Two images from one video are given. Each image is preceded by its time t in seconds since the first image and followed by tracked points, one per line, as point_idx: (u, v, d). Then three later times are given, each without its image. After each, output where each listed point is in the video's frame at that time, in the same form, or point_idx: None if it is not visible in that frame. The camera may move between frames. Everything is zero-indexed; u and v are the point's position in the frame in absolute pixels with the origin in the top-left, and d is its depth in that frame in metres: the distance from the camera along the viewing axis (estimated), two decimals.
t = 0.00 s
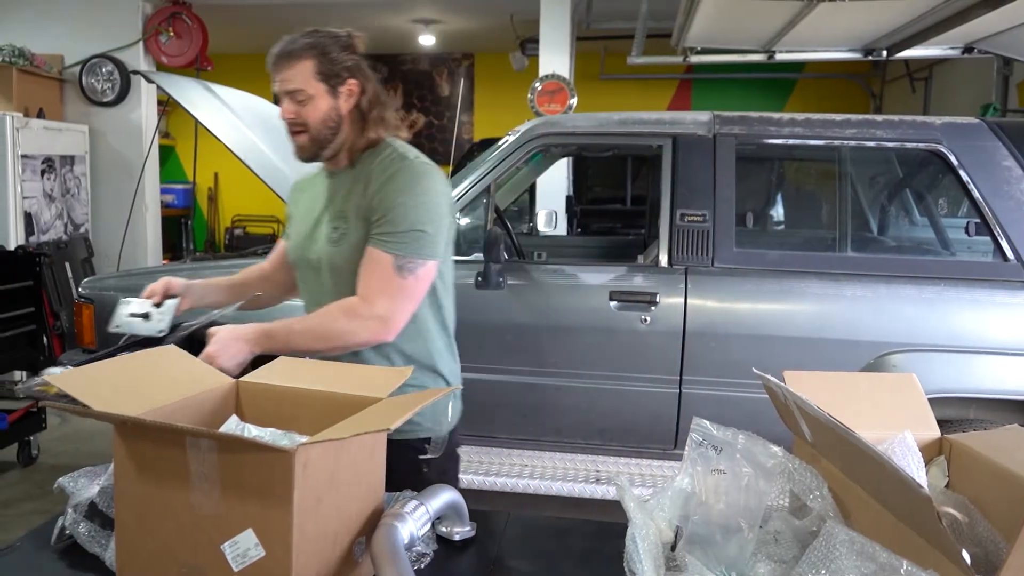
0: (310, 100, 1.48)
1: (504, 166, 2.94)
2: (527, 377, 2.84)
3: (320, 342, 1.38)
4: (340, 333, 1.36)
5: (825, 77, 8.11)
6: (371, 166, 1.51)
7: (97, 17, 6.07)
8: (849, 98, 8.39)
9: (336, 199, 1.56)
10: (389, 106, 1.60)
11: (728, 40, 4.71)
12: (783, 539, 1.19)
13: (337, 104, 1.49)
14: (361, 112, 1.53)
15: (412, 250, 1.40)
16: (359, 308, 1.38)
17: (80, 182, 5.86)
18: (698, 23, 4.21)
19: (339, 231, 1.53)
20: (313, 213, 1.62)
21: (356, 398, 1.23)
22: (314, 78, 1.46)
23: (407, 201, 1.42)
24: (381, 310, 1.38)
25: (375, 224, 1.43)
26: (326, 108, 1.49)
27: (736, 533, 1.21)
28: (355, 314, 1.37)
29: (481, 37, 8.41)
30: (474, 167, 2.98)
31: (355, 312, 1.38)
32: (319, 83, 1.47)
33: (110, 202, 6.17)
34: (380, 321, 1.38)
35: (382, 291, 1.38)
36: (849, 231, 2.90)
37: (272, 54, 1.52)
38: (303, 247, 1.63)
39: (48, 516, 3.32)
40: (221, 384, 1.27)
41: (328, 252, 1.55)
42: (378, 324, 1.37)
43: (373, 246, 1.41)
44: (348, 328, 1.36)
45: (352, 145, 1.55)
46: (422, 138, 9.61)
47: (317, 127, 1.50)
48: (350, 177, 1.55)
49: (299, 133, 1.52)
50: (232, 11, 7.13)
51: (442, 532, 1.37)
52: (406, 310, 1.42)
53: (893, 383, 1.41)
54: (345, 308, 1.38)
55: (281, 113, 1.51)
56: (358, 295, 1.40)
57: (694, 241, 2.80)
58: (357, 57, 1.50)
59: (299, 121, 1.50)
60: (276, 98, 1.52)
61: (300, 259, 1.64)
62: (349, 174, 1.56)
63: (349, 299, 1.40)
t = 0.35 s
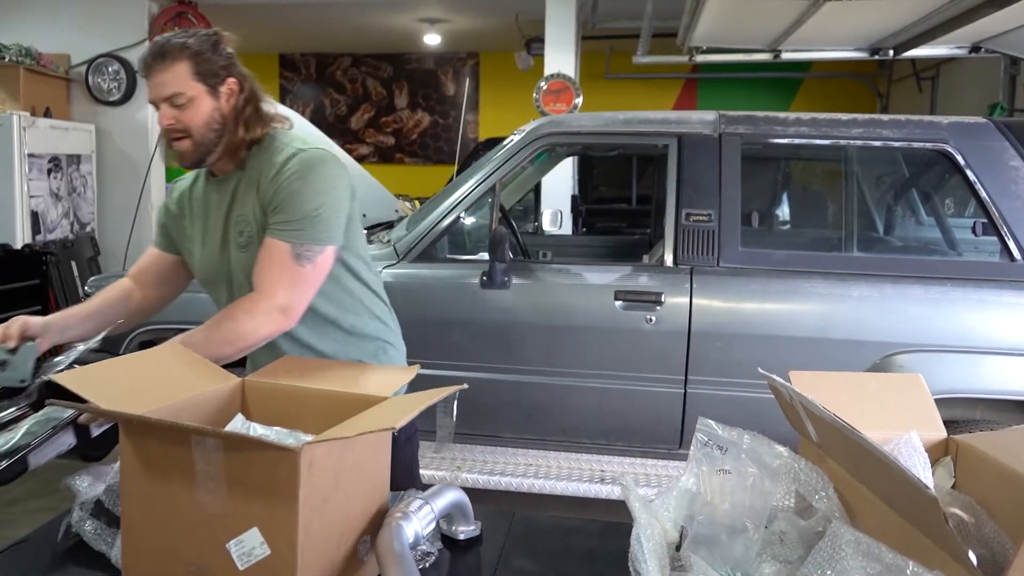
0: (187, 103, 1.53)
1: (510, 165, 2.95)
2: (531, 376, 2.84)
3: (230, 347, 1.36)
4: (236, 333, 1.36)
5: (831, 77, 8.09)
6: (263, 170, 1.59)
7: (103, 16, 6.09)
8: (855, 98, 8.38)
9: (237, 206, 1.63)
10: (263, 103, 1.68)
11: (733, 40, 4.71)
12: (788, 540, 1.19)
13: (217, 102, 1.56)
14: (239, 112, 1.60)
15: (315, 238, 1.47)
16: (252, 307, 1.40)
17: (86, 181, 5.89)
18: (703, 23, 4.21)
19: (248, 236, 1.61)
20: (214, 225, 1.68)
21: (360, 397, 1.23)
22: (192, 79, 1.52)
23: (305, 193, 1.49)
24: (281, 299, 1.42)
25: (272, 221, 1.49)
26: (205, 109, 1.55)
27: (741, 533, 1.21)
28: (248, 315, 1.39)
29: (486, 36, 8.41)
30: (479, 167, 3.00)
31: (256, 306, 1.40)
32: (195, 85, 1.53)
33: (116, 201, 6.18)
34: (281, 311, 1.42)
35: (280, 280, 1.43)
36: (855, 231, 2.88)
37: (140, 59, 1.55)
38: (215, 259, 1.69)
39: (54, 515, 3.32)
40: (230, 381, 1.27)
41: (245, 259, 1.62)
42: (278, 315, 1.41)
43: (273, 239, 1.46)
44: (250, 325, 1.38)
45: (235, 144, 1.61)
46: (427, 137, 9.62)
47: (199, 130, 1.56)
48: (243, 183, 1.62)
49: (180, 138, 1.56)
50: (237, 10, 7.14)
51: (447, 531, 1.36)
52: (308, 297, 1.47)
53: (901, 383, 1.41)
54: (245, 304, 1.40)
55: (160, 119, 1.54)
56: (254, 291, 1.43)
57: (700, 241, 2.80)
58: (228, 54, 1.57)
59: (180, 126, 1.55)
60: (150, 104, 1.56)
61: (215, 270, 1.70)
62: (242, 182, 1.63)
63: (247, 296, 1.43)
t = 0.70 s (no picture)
0: (143, 118, 1.56)
1: (520, 165, 2.95)
2: (540, 376, 2.84)
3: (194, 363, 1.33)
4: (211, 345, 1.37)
5: (842, 77, 8.06)
6: (223, 189, 1.60)
7: (115, 16, 6.12)
8: (868, 99, 8.33)
9: (200, 225, 1.64)
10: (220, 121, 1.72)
11: (745, 40, 4.70)
12: (798, 542, 1.18)
13: (174, 117, 1.59)
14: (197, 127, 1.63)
15: (282, 255, 1.50)
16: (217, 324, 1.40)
17: (99, 180, 5.92)
18: (715, 22, 4.19)
19: (214, 254, 1.62)
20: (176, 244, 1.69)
21: (368, 395, 1.23)
22: (149, 92, 1.56)
23: (270, 212, 1.52)
24: (253, 315, 1.45)
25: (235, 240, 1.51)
26: (162, 123, 1.58)
27: (752, 535, 1.20)
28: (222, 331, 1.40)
29: (497, 36, 8.41)
30: (490, 167, 3.01)
31: (226, 325, 1.41)
32: (152, 100, 1.56)
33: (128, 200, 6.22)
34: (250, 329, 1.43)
35: (250, 296, 1.45)
36: (866, 232, 2.86)
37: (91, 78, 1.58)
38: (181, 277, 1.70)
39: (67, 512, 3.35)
40: (232, 381, 1.28)
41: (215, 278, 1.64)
42: (248, 334, 1.42)
43: (240, 259, 1.48)
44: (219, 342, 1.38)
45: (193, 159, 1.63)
46: (437, 137, 9.63)
47: (156, 144, 1.58)
48: (203, 203, 1.64)
49: (137, 153, 1.58)
50: (249, 10, 7.16)
51: (456, 532, 1.37)
52: (272, 314, 1.49)
53: (914, 387, 1.40)
54: (214, 325, 1.41)
55: (115, 135, 1.56)
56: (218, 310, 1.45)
57: (711, 242, 2.79)
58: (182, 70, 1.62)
59: (136, 140, 1.57)
60: (104, 122, 1.58)
61: (183, 289, 1.72)
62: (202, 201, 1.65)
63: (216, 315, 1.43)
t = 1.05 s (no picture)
0: (140, 136, 1.53)
1: (536, 165, 2.95)
2: (553, 377, 2.84)
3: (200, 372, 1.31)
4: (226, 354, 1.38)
5: (859, 77, 8.00)
6: (226, 201, 1.62)
7: (134, 17, 6.16)
8: (885, 98, 8.27)
9: (203, 237, 1.65)
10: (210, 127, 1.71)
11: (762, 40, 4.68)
12: (815, 545, 1.17)
13: (169, 131, 1.58)
14: (191, 140, 1.62)
15: (293, 263, 1.54)
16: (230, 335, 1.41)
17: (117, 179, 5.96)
18: (731, 22, 4.18)
19: (223, 265, 1.64)
20: (178, 258, 1.70)
21: (384, 395, 1.24)
22: (143, 110, 1.52)
23: (279, 222, 1.55)
24: (263, 321, 1.46)
25: (246, 251, 1.53)
26: (158, 140, 1.56)
27: (767, 537, 1.19)
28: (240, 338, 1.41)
29: (512, 36, 8.41)
30: (504, 167, 3.01)
31: (243, 335, 1.42)
32: (146, 117, 1.53)
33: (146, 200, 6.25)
34: (267, 335, 1.45)
35: (264, 303, 1.48)
36: (883, 233, 2.84)
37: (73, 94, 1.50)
38: (186, 289, 1.72)
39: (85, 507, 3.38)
40: (247, 378, 1.29)
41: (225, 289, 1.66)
42: (267, 338, 1.44)
43: (254, 270, 1.50)
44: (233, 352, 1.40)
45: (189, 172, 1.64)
46: (452, 137, 9.65)
47: (155, 162, 1.56)
48: (205, 215, 1.65)
49: (135, 173, 1.55)
50: (265, 11, 7.20)
51: (471, 531, 1.37)
52: (284, 323, 1.52)
53: (932, 388, 1.39)
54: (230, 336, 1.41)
55: (110, 156, 1.53)
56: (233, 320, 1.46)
57: (726, 242, 2.78)
58: (169, 80, 1.58)
59: (135, 160, 1.54)
60: (95, 141, 1.53)
61: (188, 301, 1.73)
62: (203, 213, 1.66)
63: (231, 327, 1.45)
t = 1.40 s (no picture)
0: (155, 141, 1.54)
1: (550, 164, 2.95)
2: (566, 376, 2.84)
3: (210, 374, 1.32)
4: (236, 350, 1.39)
5: (876, 76, 7.95)
6: (238, 200, 1.63)
7: (152, 17, 6.21)
8: (902, 98, 8.20)
9: (216, 237, 1.66)
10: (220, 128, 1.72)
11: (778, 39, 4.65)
12: (830, 547, 1.16)
13: (182, 135, 1.59)
14: (204, 142, 1.64)
15: (305, 260, 1.55)
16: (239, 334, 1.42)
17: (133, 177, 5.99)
18: (747, 21, 4.16)
19: (235, 264, 1.64)
20: (191, 259, 1.71)
21: (397, 392, 1.24)
22: (157, 115, 1.53)
23: (291, 219, 1.56)
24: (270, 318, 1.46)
25: (257, 250, 1.55)
26: (173, 144, 1.57)
27: (782, 539, 1.18)
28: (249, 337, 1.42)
29: (527, 35, 8.40)
30: (518, 166, 3.01)
31: (253, 333, 1.43)
32: (160, 121, 1.54)
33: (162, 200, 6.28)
34: (275, 333, 1.46)
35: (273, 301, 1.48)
36: (901, 234, 2.81)
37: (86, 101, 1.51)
38: (200, 290, 1.73)
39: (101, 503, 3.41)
40: (257, 377, 1.30)
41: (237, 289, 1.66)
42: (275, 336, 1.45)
43: (264, 268, 1.51)
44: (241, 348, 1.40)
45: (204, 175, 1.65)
46: (466, 136, 9.66)
47: (170, 167, 1.57)
48: (217, 215, 1.66)
49: (151, 178, 1.56)
50: (281, 10, 7.23)
51: (484, 530, 1.37)
52: (293, 319, 1.52)
53: (948, 390, 1.38)
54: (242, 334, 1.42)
55: (127, 162, 1.54)
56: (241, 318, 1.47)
57: (741, 242, 2.77)
58: (180, 83, 1.59)
59: (151, 165, 1.55)
60: (110, 147, 1.54)
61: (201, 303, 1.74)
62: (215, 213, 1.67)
63: (241, 325, 1.46)
